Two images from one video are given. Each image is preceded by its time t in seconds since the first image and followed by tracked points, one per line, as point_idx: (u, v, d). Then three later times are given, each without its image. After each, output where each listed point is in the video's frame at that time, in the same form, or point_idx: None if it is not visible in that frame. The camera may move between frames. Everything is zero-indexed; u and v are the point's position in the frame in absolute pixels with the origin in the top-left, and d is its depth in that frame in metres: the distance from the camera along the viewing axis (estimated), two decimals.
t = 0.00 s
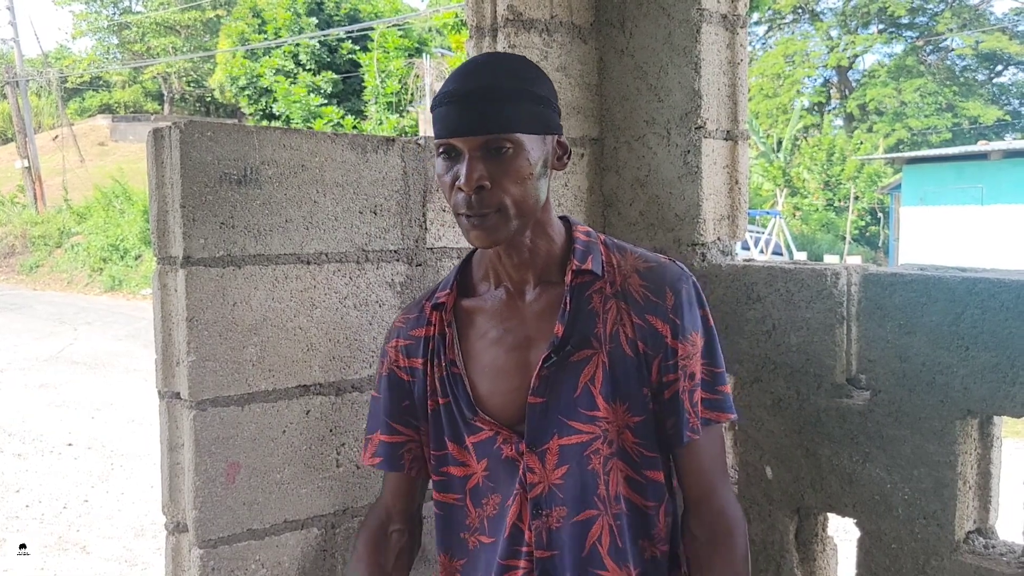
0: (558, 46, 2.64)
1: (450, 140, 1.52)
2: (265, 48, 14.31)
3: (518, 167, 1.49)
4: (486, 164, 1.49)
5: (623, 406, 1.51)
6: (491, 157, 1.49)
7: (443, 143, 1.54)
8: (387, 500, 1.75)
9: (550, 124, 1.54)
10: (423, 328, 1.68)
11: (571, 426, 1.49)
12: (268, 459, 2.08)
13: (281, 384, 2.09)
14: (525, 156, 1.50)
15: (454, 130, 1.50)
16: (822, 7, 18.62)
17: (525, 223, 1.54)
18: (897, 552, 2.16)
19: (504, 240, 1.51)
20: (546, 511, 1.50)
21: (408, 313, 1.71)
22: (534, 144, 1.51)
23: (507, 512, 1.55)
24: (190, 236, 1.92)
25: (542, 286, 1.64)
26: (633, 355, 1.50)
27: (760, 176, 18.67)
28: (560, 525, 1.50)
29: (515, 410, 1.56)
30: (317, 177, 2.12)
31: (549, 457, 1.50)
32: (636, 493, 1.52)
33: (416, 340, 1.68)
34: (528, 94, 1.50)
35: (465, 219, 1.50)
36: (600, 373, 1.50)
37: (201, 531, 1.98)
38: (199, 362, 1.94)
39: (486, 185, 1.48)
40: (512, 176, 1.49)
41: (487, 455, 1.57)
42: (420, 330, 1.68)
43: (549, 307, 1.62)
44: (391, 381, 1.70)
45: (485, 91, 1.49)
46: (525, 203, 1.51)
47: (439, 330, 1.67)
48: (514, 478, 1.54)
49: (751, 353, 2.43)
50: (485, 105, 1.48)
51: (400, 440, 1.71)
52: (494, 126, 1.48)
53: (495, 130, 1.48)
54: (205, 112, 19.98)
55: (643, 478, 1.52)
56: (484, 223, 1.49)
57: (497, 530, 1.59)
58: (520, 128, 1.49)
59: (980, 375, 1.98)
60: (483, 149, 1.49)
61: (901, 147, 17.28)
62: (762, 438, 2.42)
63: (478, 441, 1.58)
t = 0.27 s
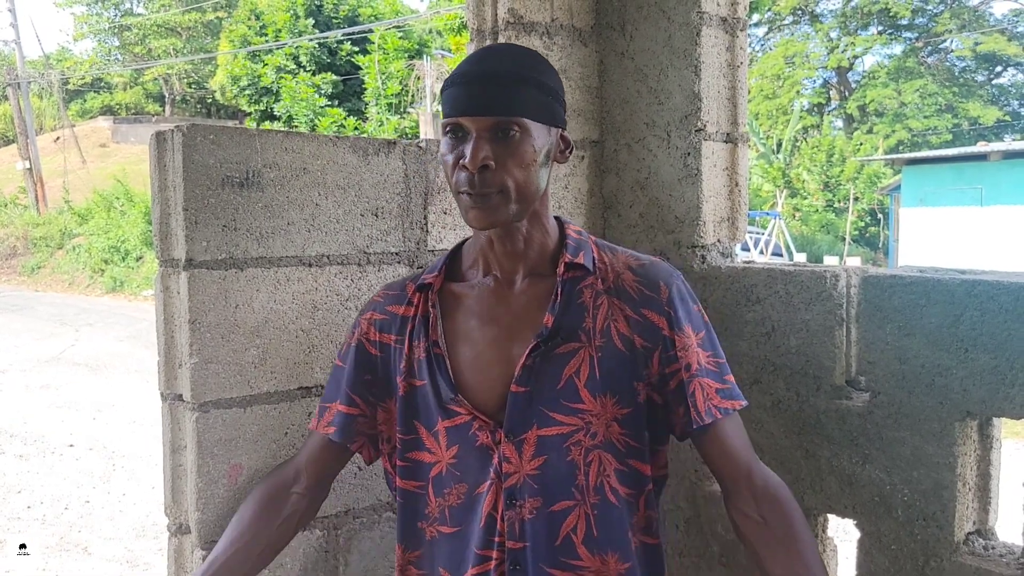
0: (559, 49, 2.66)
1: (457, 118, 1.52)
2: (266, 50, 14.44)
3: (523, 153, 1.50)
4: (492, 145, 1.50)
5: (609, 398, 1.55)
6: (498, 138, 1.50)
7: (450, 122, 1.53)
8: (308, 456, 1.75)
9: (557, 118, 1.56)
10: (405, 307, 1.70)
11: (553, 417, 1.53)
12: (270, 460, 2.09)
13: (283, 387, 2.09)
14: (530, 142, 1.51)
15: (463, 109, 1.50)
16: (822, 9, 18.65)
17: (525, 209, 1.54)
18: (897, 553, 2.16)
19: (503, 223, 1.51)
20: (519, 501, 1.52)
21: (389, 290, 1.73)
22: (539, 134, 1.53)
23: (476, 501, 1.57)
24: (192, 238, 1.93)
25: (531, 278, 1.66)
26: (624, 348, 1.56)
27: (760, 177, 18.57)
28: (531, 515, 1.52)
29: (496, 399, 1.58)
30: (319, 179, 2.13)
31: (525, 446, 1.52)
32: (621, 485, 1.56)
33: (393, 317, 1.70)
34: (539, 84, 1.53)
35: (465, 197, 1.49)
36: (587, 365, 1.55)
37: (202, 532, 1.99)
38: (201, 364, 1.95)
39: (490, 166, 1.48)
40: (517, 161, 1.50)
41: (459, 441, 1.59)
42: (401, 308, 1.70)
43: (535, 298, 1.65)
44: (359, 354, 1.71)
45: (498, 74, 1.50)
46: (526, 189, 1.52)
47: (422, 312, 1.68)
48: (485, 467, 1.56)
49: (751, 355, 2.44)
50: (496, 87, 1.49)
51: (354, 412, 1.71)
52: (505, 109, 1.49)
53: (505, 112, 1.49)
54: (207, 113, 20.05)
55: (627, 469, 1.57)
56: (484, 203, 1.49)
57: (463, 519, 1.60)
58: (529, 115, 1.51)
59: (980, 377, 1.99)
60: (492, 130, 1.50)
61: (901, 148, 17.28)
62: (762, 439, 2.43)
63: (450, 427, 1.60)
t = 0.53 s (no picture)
0: (561, 51, 2.67)
1: (451, 105, 1.43)
2: (266, 52, 14.54)
3: (516, 141, 1.41)
4: (486, 133, 1.40)
5: (591, 399, 1.39)
6: (491, 126, 1.40)
7: (442, 110, 1.45)
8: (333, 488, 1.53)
9: (551, 112, 1.48)
10: (384, 306, 1.49)
11: (534, 414, 1.36)
12: (273, 462, 2.09)
13: (287, 388, 2.10)
14: (524, 131, 1.42)
15: (455, 94, 1.42)
16: (823, 10, 18.67)
17: (514, 201, 1.44)
18: (899, 554, 2.17)
19: (492, 213, 1.42)
20: (495, 501, 1.34)
21: (367, 290, 1.53)
22: (534, 125, 1.44)
23: (451, 504, 1.38)
24: (196, 241, 1.94)
25: (516, 274, 1.51)
26: (608, 350, 1.41)
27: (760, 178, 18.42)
28: (509, 516, 1.34)
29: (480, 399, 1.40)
30: (322, 182, 2.14)
31: (505, 444, 1.34)
32: (598, 489, 1.39)
33: (374, 318, 1.49)
34: (535, 77, 1.44)
35: (455, 183, 1.40)
36: (571, 363, 1.38)
37: (207, 533, 2.00)
38: (205, 366, 1.96)
39: (482, 152, 1.39)
40: (510, 148, 1.40)
41: (436, 440, 1.39)
42: (381, 308, 1.50)
43: (520, 294, 1.48)
44: (348, 359, 1.49)
45: (495, 62, 1.42)
46: (518, 179, 1.42)
47: (401, 310, 1.49)
48: (462, 468, 1.37)
49: (752, 357, 2.45)
50: (492, 74, 1.41)
51: (350, 420, 1.49)
52: (499, 96, 1.40)
53: (499, 99, 1.40)
54: (208, 114, 20.10)
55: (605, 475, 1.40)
56: (473, 190, 1.40)
57: (438, 523, 1.40)
58: (524, 106, 1.42)
59: (982, 378, 1.99)
60: (485, 117, 1.41)
61: (902, 149, 17.25)
62: (764, 441, 2.43)
63: (426, 426, 1.41)
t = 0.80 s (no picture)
0: (566, 51, 2.67)
1: (444, 105, 1.42)
2: (269, 52, 14.55)
3: (511, 142, 1.41)
4: (480, 133, 1.40)
5: (588, 399, 1.39)
6: (486, 126, 1.40)
7: (436, 108, 1.44)
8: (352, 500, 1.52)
9: (546, 112, 1.48)
10: (377, 308, 1.47)
11: (532, 415, 1.35)
12: (278, 462, 2.09)
13: (292, 387, 2.10)
14: (519, 131, 1.42)
15: (449, 95, 1.41)
16: (826, 10, 18.66)
17: (508, 201, 1.44)
18: (905, 556, 2.16)
19: (488, 215, 1.42)
20: (493, 504, 1.34)
21: (358, 293, 1.51)
22: (529, 125, 1.44)
23: (448, 508, 1.37)
24: (202, 241, 1.93)
25: (510, 275, 1.50)
26: (604, 350, 1.41)
27: (762, 178, 18.27)
28: (508, 518, 1.34)
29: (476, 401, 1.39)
30: (327, 182, 2.14)
31: (503, 446, 1.34)
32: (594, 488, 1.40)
33: (366, 320, 1.47)
34: (529, 76, 1.43)
35: (449, 183, 1.39)
36: (568, 364, 1.38)
37: (212, 533, 2.00)
38: (210, 366, 1.96)
39: (477, 153, 1.38)
40: (505, 149, 1.40)
41: (432, 443, 1.38)
42: (374, 310, 1.47)
43: (514, 294, 1.48)
44: (343, 365, 1.47)
45: (489, 62, 1.41)
46: (511, 179, 1.42)
47: (393, 312, 1.47)
48: (460, 470, 1.36)
49: (757, 358, 2.44)
50: (487, 74, 1.41)
51: (354, 426, 1.48)
52: (493, 97, 1.40)
53: (495, 99, 1.40)
54: (210, 114, 20.13)
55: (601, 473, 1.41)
56: (467, 191, 1.40)
57: (435, 528, 1.39)
58: (519, 105, 1.41)
59: (989, 379, 1.99)
60: (478, 117, 1.40)
61: (905, 149, 17.25)
62: (769, 442, 2.42)
63: (421, 427, 1.39)
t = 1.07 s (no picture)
0: (569, 49, 2.66)
1: (448, 102, 1.41)
2: (269, 52, 14.51)
3: (513, 140, 1.40)
4: (482, 131, 1.39)
5: (592, 398, 1.37)
6: (489, 124, 1.39)
7: (438, 107, 1.43)
8: (333, 496, 1.52)
9: (549, 110, 1.47)
10: (379, 308, 1.49)
11: (534, 415, 1.34)
12: (280, 462, 2.08)
13: (294, 386, 2.10)
14: (521, 129, 1.41)
15: (453, 92, 1.41)
16: (828, 10, 18.59)
17: (511, 200, 1.43)
18: (910, 556, 2.15)
19: (490, 213, 1.41)
20: (497, 505, 1.33)
21: (363, 293, 1.52)
22: (532, 123, 1.43)
23: (449, 510, 1.36)
24: (203, 239, 1.92)
25: (513, 274, 1.50)
26: (608, 348, 1.40)
27: (764, 178, 18.73)
28: (511, 520, 1.33)
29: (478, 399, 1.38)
30: (329, 180, 2.13)
31: (506, 446, 1.33)
32: (600, 489, 1.38)
33: (368, 321, 1.49)
34: (533, 73, 1.42)
35: (450, 181, 1.39)
36: (571, 363, 1.37)
37: (214, 533, 1.99)
38: (212, 365, 1.95)
39: (479, 151, 1.38)
40: (506, 146, 1.39)
41: (433, 443, 1.37)
42: (377, 309, 1.49)
43: (517, 294, 1.47)
44: (341, 365, 1.48)
45: (493, 60, 1.41)
46: (514, 177, 1.41)
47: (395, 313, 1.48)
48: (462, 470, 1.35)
49: (761, 357, 2.43)
50: (490, 71, 1.40)
51: (346, 426, 1.48)
52: (498, 94, 1.39)
53: (496, 96, 1.39)
54: (212, 114, 20.13)
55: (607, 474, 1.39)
56: (468, 190, 1.39)
57: (435, 530, 1.38)
58: (522, 103, 1.40)
59: (994, 378, 1.98)
60: (481, 115, 1.40)
61: (907, 149, 17.23)
62: (772, 441, 2.41)
63: (423, 426, 1.38)
